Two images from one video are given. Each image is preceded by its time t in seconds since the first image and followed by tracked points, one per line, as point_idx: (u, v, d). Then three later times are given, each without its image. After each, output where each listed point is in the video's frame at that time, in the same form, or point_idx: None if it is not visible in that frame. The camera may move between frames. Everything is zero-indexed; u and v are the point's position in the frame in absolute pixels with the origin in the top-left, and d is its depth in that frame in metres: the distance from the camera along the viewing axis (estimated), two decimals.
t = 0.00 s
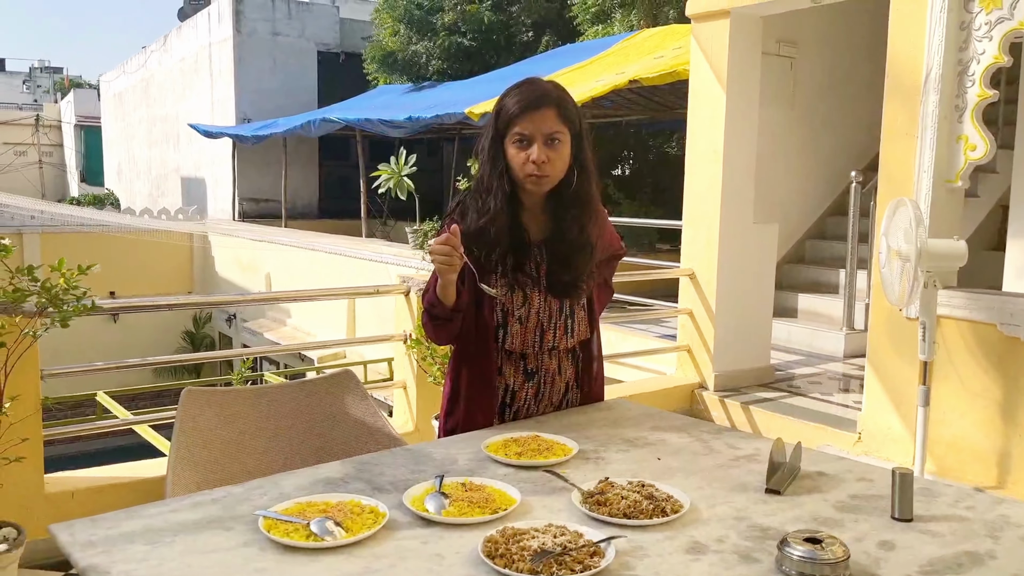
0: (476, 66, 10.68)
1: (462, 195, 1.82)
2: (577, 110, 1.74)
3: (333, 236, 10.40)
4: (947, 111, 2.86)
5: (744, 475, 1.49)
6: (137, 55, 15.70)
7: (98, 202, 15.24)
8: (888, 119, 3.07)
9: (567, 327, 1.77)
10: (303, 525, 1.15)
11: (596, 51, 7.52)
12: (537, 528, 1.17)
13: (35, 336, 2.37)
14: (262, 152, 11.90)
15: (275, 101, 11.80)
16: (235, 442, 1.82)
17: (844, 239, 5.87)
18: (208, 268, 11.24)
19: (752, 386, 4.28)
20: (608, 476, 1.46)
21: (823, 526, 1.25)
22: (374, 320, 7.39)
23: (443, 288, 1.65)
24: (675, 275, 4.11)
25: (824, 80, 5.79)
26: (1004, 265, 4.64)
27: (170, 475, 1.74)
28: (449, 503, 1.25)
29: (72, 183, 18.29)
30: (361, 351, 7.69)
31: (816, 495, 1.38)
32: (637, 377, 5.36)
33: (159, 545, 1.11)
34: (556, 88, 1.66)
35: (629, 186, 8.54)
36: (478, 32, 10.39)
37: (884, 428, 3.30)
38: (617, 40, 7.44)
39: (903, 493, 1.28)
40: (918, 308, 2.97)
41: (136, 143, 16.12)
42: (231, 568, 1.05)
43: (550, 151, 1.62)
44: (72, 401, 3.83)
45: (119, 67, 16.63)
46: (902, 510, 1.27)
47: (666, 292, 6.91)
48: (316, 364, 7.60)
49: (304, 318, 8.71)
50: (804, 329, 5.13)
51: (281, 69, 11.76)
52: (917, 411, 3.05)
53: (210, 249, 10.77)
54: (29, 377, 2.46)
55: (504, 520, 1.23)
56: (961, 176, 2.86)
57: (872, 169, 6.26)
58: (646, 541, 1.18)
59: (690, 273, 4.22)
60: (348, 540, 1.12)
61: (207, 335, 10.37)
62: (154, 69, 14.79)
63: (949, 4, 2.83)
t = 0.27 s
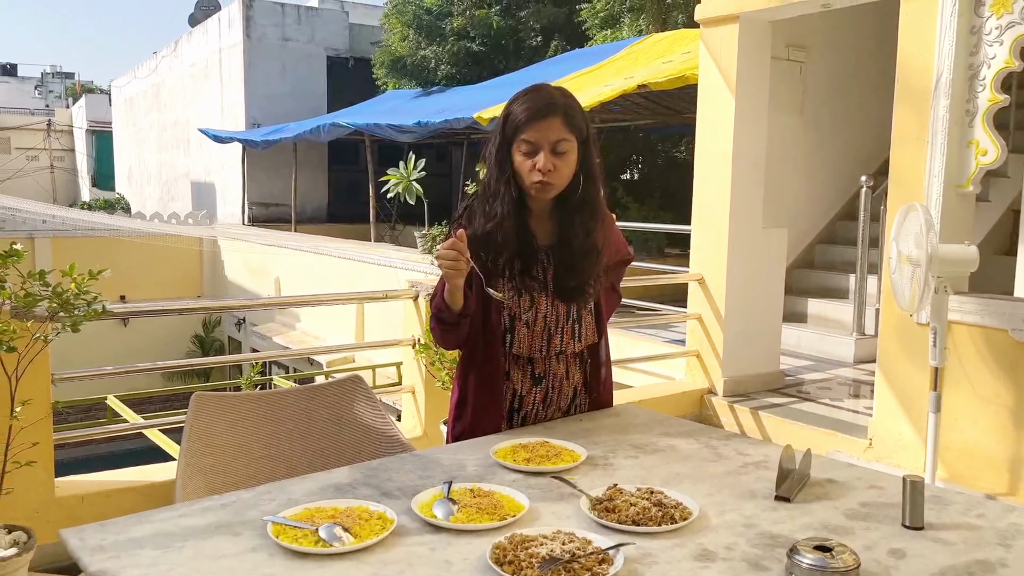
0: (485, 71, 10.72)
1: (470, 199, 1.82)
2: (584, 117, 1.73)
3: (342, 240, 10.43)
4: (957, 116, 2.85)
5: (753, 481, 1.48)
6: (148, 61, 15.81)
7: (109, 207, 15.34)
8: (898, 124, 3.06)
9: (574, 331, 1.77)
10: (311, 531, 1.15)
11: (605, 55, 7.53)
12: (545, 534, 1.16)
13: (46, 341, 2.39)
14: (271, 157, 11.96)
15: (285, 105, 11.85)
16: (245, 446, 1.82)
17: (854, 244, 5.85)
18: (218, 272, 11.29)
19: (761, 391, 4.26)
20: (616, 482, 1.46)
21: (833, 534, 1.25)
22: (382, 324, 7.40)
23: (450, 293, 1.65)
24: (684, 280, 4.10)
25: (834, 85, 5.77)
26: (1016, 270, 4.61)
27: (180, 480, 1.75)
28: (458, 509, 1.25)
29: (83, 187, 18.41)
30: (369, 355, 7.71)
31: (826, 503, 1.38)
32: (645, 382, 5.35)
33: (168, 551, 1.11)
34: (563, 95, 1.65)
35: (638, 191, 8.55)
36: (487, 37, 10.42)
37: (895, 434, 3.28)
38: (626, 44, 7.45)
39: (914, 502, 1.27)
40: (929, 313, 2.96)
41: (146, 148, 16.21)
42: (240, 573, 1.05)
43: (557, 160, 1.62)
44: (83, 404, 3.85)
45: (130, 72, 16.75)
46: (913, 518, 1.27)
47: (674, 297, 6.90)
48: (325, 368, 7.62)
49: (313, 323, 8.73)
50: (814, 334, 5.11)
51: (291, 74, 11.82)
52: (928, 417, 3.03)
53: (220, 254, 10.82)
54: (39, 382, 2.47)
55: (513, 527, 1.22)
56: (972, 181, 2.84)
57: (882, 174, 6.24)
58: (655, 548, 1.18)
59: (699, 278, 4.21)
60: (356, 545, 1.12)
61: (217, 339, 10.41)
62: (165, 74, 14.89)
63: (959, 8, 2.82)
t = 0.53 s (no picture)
0: (491, 75, 10.73)
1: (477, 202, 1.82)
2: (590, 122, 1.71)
3: (349, 244, 10.45)
4: (965, 120, 2.84)
5: (761, 486, 1.47)
6: (155, 65, 15.88)
7: (117, 211, 15.41)
8: (905, 128, 3.05)
9: (579, 334, 1.77)
10: (318, 535, 1.14)
11: (612, 59, 7.53)
12: (552, 539, 1.16)
13: (54, 344, 2.39)
14: (278, 161, 12.00)
15: (292, 110, 11.89)
16: (253, 450, 1.82)
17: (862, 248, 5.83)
18: (225, 276, 11.32)
19: (768, 396, 4.25)
20: (623, 487, 1.45)
21: (842, 540, 1.24)
22: (389, 328, 7.41)
23: (455, 297, 1.66)
24: (691, 285, 4.09)
25: (841, 89, 5.76)
26: None
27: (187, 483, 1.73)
28: (464, 514, 1.25)
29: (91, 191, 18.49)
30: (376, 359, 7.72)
31: (835, 509, 1.37)
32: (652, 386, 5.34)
33: (174, 555, 1.11)
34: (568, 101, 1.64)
35: (644, 195, 8.57)
36: (493, 41, 10.42)
37: (903, 440, 3.26)
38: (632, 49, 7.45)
39: (923, 507, 1.26)
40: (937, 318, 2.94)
41: (154, 152, 16.28)
42: None
43: (560, 167, 1.61)
44: (90, 408, 3.87)
45: (138, 76, 16.82)
46: (923, 524, 1.26)
47: (681, 301, 6.89)
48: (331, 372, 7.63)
49: (319, 326, 8.74)
50: (822, 339, 5.10)
51: (298, 79, 11.86)
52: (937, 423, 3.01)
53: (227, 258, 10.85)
54: (47, 385, 2.48)
55: (519, 531, 1.22)
56: (980, 185, 2.83)
57: (890, 178, 6.22)
58: (663, 553, 1.17)
59: (706, 282, 4.20)
60: (363, 550, 1.11)
61: (223, 342, 10.44)
62: (172, 79, 14.95)
63: (966, 11, 2.81)
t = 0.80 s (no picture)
0: (494, 79, 10.74)
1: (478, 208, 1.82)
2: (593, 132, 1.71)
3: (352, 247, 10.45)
4: (968, 124, 2.84)
5: (765, 490, 1.47)
6: (159, 69, 15.92)
7: (120, 214, 15.45)
8: (908, 132, 3.05)
9: (580, 339, 1.77)
10: (321, 538, 1.14)
11: (615, 64, 7.54)
12: (556, 543, 1.15)
13: (58, 348, 2.40)
14: (282, 165, 12.02)
15: (295, 114, 11.91)
16: (255, 453, 1.82)
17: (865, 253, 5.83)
18: (228, 279, 11.34)
19: (771, 400, 4.24)
20: (626, 491, 1.45)
21: (845, 544, 1.23)
22: (391, 331, 7.41)
23: (463, 300, 1.65)
24: (694, 288, 4.09)
25: (844, 93, 5.75)
26: None
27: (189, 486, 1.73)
28: (468, 517, 1.25)
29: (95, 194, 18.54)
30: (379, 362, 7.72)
31: (838, 513, 1.36)
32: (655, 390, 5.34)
33: (178, 558, 1.11)
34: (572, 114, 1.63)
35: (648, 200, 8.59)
36: (496, 45, 10.43)
37: (907, 444, 3.25)
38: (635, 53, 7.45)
39: (927, 512, 1.26)
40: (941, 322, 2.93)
41: (157, 155, 16.32)
42: None
43: (562, 180, 1.60)
44: (94, 410, 3.88)
45: (142, 80, 16.88)
46: (927, 529, 1.25)
47: (684, 304, 6.89)
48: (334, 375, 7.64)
49: (322, 330, 8.75)
50: (824, 343, 5.09)
51: (302, 83, 11.89)
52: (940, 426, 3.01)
53: (230, 261, 10.87)
54: (51, 388, 2.48)
55: (523, 535, 1.22)
56: (984, 189, 2.82)
57: (893, 182, 6.21)
58: (666, 557, 1.17)
59: (709, 286, 4.20)
60: (366, 553, 1.11)
61: (226, 345, 10.45)
62: (176, 83, 15.00)
63: (970, 15, 2.81)
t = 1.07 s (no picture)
0: (495, 81, 10.74)
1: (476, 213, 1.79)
2: (591, 137, 1.68)
3: (352, 249, 10.44)
4: (968, 127, 2.84)
5: (765, 493, 1.47)
6: (160, 70, 15.93)
7: (120, 215, 15.45)
8: (908, 135, 3.05)
9: (579, 341, 1.77)
10: (322, 540, 1.14)
11: (615, 65, 7.54)
12: (556, 545, 1.15)
13: (57, 348, 2.39)
14: (282, 166, 12.02)
15: (295, 115, 11.92)
16: (256, 454, 1.82)
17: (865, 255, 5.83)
18: (227, 280, 11.34)
19: (771, 403, 4.24)
20: (626, 493, 1.45)
21: (846, 547, 1.23)
22: (391, 333, 7.41)
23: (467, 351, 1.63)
24: (694, 290, 4.09)
25: (845, 96, 5.76)
26: None
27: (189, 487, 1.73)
28: (468, 519, 1.25)
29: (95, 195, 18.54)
30: (378, 364, 7.72)
31: (839, 515, 1.36)
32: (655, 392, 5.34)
33: (178, 559, 1.11)
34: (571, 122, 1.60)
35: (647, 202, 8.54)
36: (497, 46, 10.43)
37: (907, 447, 3.25)
38: (635, 55, 7.46)
39: (928, 514, 1.26)
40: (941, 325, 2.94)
41: (158, 156, 16.32)
42: None
43: (561, 191, 1.59)
44: (94, 410, 3.88)
45: (143, 81, 16.89)
46: (927, 532, 1.25)
47: (684, 307, 6.89)
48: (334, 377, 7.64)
49: (322, 331, 8.75)
50: (824, 346, 5.09)
51: (302, 84, 11.89)
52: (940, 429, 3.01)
53: (230, 262, 10.88)
54: (50, 388, 2.48)
55: (523, 537, 1.22)
56: (984, 192, 2.82)
57: (893, 184, 6.21)
58: (667, 559, 1.17)
59: (709, 288, 4.20)
60: (366, 555, 1.11)
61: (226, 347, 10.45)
62: (177, 84, 15.00)
63: (970, 18, 2.81)
